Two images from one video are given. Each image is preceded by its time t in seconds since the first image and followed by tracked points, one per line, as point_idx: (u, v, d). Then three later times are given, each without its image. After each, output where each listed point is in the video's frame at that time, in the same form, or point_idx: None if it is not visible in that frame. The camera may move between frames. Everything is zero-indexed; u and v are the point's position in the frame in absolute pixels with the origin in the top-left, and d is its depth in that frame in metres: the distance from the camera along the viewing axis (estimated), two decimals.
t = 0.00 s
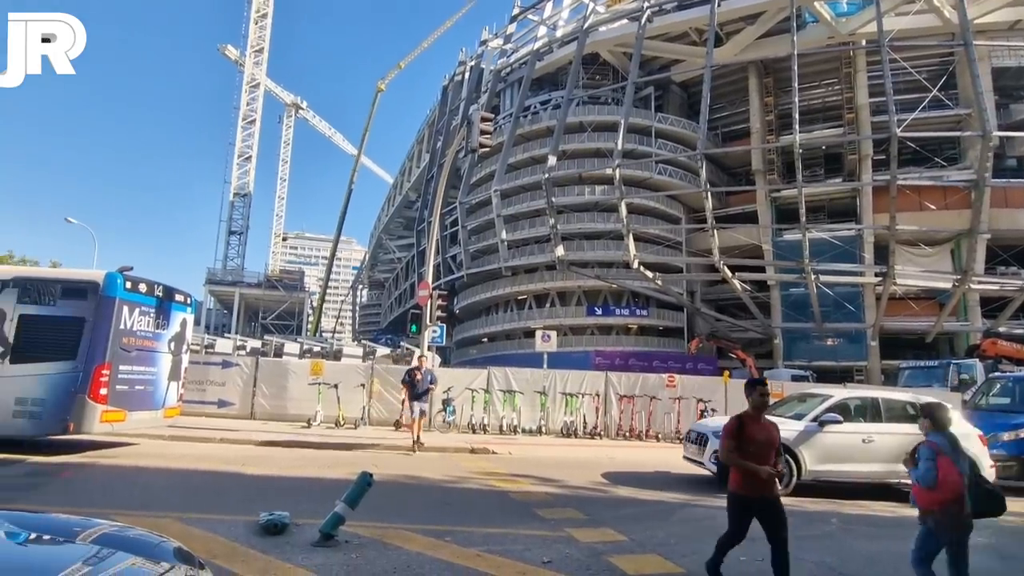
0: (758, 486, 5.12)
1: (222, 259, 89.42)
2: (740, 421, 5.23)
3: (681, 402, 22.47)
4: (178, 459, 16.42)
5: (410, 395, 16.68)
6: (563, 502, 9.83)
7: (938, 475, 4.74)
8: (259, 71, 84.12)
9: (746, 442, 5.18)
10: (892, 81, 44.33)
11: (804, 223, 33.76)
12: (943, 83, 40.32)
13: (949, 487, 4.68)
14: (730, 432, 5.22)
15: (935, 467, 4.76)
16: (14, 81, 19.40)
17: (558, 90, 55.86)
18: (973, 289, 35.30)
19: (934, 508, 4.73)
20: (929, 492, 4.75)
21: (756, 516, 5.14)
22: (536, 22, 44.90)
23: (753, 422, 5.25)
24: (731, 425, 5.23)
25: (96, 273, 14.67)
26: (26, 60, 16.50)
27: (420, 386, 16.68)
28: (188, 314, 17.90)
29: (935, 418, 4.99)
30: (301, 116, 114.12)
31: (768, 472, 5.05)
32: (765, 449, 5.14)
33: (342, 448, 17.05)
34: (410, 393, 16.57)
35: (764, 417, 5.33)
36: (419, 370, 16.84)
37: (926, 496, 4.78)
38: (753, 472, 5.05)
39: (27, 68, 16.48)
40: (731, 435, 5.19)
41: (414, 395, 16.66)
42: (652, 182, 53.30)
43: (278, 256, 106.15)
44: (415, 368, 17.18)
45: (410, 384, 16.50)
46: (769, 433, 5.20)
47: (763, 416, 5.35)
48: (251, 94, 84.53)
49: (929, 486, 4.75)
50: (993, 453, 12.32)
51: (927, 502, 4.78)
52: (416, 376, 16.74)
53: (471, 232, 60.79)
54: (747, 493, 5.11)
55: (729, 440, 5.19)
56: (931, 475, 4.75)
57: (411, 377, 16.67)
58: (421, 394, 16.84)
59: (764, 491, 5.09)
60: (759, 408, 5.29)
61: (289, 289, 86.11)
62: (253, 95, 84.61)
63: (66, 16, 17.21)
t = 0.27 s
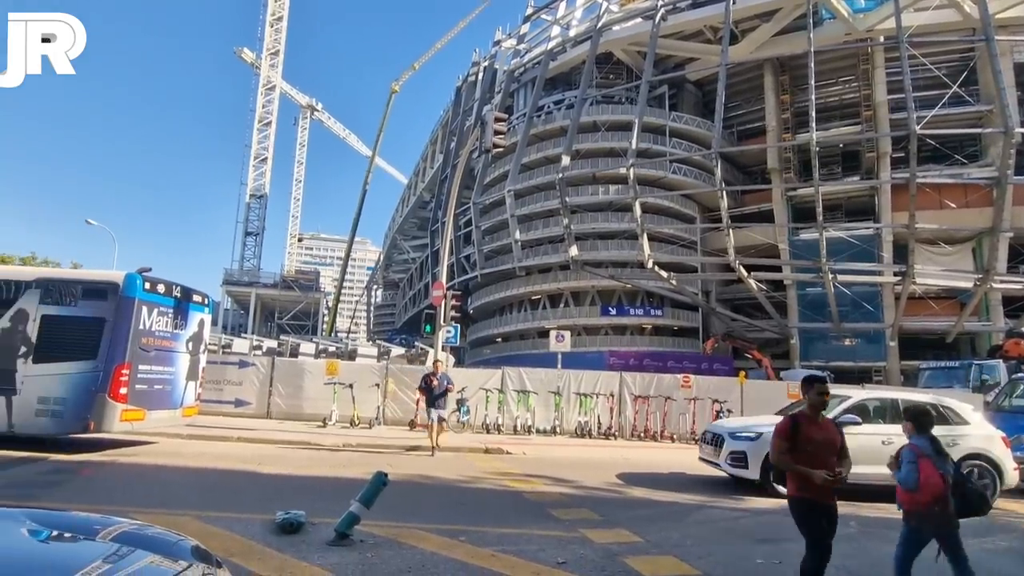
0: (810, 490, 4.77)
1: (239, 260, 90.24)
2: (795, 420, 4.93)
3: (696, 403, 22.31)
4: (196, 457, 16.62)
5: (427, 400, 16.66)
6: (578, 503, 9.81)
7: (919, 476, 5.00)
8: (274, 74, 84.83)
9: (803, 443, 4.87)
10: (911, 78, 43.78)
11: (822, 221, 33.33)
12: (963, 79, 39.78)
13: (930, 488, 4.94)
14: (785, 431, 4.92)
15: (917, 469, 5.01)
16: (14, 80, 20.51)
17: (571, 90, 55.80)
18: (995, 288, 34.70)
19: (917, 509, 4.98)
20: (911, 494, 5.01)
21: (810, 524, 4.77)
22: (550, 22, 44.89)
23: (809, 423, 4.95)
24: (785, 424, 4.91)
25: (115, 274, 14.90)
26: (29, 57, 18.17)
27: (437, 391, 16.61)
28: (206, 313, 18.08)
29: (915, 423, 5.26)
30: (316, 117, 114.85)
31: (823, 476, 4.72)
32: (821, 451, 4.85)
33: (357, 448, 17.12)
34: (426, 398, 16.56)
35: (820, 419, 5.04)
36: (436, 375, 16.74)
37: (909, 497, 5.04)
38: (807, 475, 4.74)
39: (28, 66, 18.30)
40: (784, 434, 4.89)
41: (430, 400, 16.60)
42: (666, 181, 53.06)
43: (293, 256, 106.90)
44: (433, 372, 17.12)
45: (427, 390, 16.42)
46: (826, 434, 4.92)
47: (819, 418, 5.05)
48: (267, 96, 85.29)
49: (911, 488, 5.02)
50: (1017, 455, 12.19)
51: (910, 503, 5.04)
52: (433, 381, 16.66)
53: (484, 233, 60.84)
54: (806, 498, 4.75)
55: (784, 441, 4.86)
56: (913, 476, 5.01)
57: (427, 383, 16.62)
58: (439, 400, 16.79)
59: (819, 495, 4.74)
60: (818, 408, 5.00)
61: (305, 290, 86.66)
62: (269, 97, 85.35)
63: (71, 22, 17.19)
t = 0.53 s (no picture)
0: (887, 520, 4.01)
1: (255, 261, 91.05)
2: (865, 443, 4.12)
3: (712, 404, 22.14)
4: (216, 457, 16.77)
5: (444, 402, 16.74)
6: (594, 504, 9.77)
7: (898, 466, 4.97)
8: (290, 76, 85.51)
9: (877, 468, 4.07)
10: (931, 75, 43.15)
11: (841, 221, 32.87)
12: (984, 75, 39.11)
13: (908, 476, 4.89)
14: (851, 456, 4.11)
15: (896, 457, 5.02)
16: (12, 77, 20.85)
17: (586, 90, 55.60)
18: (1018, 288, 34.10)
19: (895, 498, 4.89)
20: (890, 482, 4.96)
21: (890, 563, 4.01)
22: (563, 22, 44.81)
23: (880, 442, 4.17)
24: (854, 448, 4.10)
25: (135, 276, 15.06)
26: (30, 57, 18.20)
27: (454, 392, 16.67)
28: (223, 315, 18.23)
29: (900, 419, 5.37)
30: (331, 119, 115.58)
31: (905, 507, 3.95)
32: (899, 478, 4.06)
33: (372, 448, 17.19)
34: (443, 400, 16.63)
35: (891, 437, 4.23)
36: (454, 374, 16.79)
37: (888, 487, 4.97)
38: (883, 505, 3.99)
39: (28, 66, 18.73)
40: (852, 461, 4.09)
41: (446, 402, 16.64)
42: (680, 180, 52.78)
43: (309, 257, 107.68)
44: (450, 374, 17.18)
45: (444, 392, 16.40)
46: (901, 455, 4.14)
47: (889, 434, 4.25)
48: (283, 99, 85.97)
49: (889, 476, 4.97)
50: None
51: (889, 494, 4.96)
52: (449, 382, 16.72)
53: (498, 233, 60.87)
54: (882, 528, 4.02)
55: (857, 468, 4.06)
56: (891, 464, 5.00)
57: (443, 385, 16.68)
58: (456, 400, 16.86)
59: (899, 527, 4.00)
60: (888, 425, 4.19)
61: (321, 290, 87.22)
62: (285, 99, 86.06)
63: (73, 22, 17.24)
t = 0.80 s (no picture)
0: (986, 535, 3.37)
1: (273, 262, 91.91)
2: (958, 442, 3.52)
3: (730, 405, 21.97)
4: (235, 456, 16.93)
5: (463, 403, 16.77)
6: (611, 505, 9.72)
7: (889, 469, 4.93)
8: (307, 79, 86.37)
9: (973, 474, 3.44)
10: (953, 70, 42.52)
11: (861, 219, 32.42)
12: (1009, 69, 38.42)
13: (899, 479, 4.84)
14: (946, 460, 3.47)
15: (886, 461, 4.97)
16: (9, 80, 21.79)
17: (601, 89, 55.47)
18: None
19: (889, 501, 4.87)
20: (884, 486, 4.94)
21: None
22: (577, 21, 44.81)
23: (974, 444, 3.56)
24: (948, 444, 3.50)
25: (156, 277, 15.32)
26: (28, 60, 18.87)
27: (473, 393, 16.72)
28: (242, 316, 18.48)
29: (889, 419, 5.23)
30: (347, 121, 116.50)
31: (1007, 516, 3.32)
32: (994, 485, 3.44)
33: (389, 448, 17.27)
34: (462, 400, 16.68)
35: (983, 442, 3.62)
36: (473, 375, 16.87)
37: (882, 489, 4.96)
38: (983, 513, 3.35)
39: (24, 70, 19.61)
40: (947, 465, 3.45)
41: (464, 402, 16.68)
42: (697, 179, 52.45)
43: (326, 258, 108.54)
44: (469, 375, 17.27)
45: (464, 392, 16.48)
46: (995, 462, 3.53)
47: (981, 440, 3.65)
48: (300, 101, 86.81)
49: (883, 480, 4.95)
50: None
51: (883, 495, 4.95)
52: (468, 382, 16.79)
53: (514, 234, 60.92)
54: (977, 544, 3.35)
55: (952, 472, 3.42)
56: (882, 469, 4.96)
57: (462, 385, 16.74)
58: (474, 402, 16.89)
59: (995, 542, 3.34)
60: (979, 426, 3.60)
61: (338, 291, 87.83)
62: (301, 102, 86.91)
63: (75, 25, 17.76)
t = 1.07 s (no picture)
0: None
1: (294, 262, 92.75)
2: None
3: (752, 406, 21.73)
4: (259, 455, 17.15)
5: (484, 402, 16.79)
6: (632, 506, 9.67)
7: (885, 463, 5.34)
8: (328, 82, 87.20)
9: None
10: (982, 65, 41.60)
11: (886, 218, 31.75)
12: None
13: (895, 473, 5.29)
14: None
15: (883, 455, 5.37)
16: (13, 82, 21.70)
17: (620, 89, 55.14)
18: None
19: (885, 491, 5.32)
20: (880, 477, 5.37)
21: None
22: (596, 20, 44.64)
23: None
24: None
25: (181, 277, 15.55)
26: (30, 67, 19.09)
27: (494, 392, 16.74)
28: (264, 315, 18.73)
29: (890, 415, 5.60)
30: (367, 122, 117.37)
31: None
32: None
33: (410, 447, 17.37)
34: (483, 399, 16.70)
35: None
36: (495, 375, 16.89)
37: (879, 480, 5.37)
38: None
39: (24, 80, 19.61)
40: None
41: (485, 401, 16.69)
42: (718, 179, 52.01)
43: (347, 259, 109.45)
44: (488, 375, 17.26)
45: (485, 391, 16.56)
46: None
47: None
48: (321, 103, 87.67)
49: (880, 471, 5.36)
50: None
51: (880, 486, 5.37)
52: (489, 382, 16.81)
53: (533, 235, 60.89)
54: None
55: None
56: (879, 462, 5.37)
57: (483, 385, 16.77)
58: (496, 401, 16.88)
59: None
60: None
61: (358, 291, 88.47)
62: (322, 104, 87.76)
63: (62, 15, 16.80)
